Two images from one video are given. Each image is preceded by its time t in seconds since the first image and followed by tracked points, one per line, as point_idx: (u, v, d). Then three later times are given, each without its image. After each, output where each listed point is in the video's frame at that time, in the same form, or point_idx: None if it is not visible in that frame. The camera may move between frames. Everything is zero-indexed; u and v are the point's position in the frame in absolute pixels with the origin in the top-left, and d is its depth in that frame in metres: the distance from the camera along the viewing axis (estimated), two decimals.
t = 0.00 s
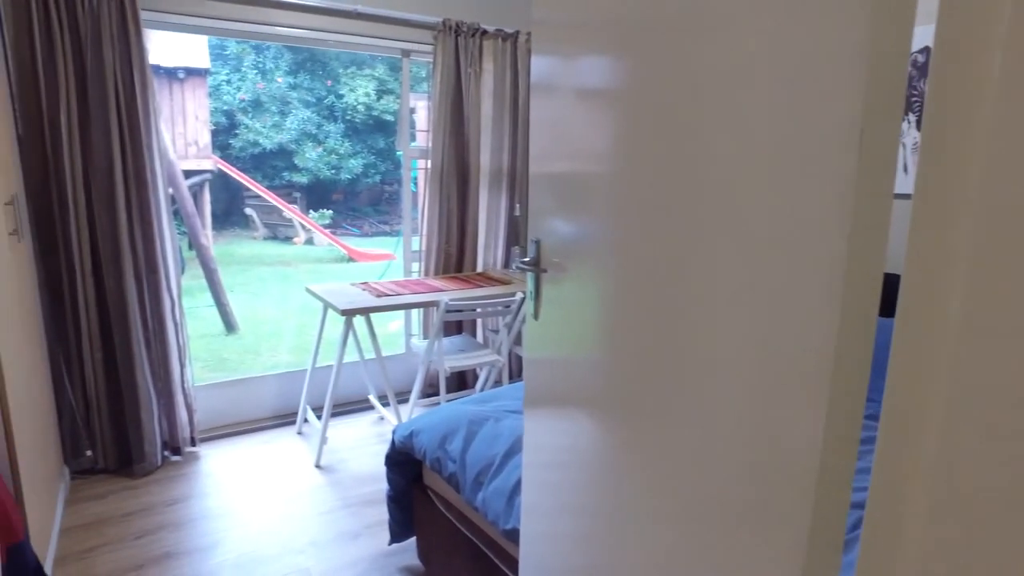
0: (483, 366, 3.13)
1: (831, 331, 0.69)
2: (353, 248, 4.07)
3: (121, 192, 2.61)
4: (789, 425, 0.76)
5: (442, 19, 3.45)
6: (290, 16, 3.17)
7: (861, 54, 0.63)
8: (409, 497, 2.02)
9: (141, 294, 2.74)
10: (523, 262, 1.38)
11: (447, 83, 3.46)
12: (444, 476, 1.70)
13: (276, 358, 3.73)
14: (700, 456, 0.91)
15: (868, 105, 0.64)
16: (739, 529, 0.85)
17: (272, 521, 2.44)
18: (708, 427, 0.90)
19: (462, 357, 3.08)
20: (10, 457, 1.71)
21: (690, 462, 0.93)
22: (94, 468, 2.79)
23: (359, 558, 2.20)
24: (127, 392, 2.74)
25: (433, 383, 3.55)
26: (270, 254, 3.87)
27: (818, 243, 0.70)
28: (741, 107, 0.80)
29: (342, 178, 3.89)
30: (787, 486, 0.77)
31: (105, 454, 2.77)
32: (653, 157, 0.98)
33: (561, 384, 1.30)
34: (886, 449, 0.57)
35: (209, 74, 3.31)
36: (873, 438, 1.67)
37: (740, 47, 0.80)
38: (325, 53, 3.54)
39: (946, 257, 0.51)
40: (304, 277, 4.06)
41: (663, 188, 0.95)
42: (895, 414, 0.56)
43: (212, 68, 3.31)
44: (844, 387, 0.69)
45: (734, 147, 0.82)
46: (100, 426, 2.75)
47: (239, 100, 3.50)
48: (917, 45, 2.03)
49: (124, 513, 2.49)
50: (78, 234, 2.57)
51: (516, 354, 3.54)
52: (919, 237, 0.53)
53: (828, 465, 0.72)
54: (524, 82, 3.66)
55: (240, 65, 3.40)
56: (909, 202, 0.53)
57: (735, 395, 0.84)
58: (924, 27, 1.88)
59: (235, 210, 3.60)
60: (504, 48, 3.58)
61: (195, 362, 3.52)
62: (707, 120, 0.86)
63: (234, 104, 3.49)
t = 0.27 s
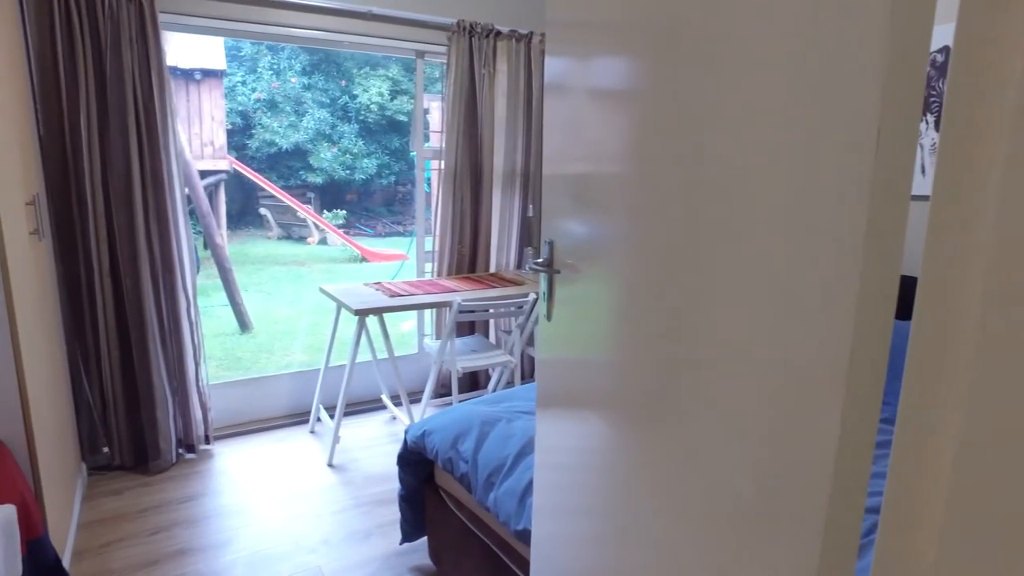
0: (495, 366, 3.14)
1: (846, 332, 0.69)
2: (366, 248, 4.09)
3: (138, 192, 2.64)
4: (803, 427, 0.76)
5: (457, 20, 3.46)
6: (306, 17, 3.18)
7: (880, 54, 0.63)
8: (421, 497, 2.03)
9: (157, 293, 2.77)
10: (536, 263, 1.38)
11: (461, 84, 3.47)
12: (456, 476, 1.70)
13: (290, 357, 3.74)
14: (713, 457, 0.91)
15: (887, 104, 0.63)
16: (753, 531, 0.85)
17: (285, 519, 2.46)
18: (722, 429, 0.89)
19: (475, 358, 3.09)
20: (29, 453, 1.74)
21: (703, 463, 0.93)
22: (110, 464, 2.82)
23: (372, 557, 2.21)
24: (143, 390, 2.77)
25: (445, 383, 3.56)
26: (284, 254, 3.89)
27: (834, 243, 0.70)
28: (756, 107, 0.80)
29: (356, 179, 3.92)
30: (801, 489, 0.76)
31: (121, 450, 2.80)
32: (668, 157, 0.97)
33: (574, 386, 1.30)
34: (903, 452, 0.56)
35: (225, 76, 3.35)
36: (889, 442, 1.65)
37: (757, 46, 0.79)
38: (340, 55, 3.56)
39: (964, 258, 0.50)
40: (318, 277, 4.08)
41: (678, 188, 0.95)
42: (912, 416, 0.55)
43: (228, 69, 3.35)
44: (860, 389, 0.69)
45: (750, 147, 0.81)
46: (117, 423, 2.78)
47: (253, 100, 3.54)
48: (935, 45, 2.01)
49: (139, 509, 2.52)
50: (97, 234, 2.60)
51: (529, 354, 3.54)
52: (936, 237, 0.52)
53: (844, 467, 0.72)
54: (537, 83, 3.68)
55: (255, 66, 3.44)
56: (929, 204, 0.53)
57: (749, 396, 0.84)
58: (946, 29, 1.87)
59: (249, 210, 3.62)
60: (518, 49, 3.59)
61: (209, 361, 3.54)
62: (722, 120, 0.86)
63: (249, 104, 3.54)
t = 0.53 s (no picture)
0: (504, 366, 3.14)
1: (855, 333, 0.69)
2: (376, 248, 4.10)
3: (150, 192, 2.66)
4: (812, 429, 0.75)
5: (467, 21, 3.47)
6: (317, 18, 3.20)
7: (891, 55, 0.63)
8: (429, 496, 2.03)
9: (168, 292, 2.79)
10: (545, 264, 1.39)
11: (471, 84, 3.47)
12: (464, 476, 1.70)
13: (299, 357, 3.73)
14: (721, 459, 0.91)
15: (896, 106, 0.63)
16: (761, 534, 0.85)
17: (294, 517, 2.47)
18: (730, 430, 0.89)
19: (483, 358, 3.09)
20: (43, 449, 1.76)
21: (711, 464, 0.93)
22: (122, 462, 2.85)
23: (380, 556, 2.21)
24: (155, 388, 2.79)
25: (454, 383, 3.57)
26: (295, 254, 3.91)
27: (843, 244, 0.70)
28: (766, 108, 0.80)
29: (366, 179, 3.94)
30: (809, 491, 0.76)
31: (133, 448, 2.83)
32: (678, 158, 0.97)
33: (583, 388, 1.30)
34: (911, 453, 0.56)
35: (236, 77, 3.37)
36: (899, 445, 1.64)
37: (767, 47, 0.79)
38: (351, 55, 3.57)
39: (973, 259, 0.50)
40: (328, 276, 4.11)
41: (687, 188, 0.95)
42: (921, 417, 0.55)
43: (240, 70, 3.37)
44: (869, 391, 0.69)
45: (759, 149, 0.81)
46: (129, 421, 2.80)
47: (264, 100, 3.57)
48: (948, 45, 2.00)
49: (150, 507, 2.54)
50: (109, 233, 2.62)
51: (537, 355, 3.54)
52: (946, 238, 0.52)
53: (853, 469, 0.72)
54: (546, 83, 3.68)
55: (266, 68, 3.47)
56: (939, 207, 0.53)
57: (758, 398, 0.84)
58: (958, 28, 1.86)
59: (260, 210, 3.64)
60: (528, 49, 3.59)
61: (220, 359, 3.58)
62: (732, 121, 0.85)
63: (259, 105, 3.56)
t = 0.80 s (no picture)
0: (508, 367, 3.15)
1: (854, 332, 0.70)
2: (381, 248, 4.13)
3: (157, 192, 2.68)
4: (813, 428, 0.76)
5: (472, 22, 3.48)
6: (324, 19, 3.22)
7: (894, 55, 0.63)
8: (434, 495, 2.04)
9: (175, 292, 2.81)
10: (549, 263, 1.40)
11: (476, 85, 3.48)
12: (468, 475, 1.71)
13: (304, 357, 3.75)
14: (723, 458, 0.92)
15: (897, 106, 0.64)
16: (761, 531, 0.85)
17: (299, 516, 2.48)
18: (732, 430, 0.89)
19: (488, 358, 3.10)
20: (52, 445, 1.78)
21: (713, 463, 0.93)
22: (129, 459, 2.87)
23: (384, 555, 2.22)
24: (161, 387, 2.81)
25: (459, 383, 3.57)
26: (301, 253, 3.95)
27: (842, 245, 0.70)
28: (768, 109, 0.80)
29: (372, 179, 3.96)
30: (809, 488, 0.77)
31: (139, 446, 2.84)
32: (683, 158, 0.98)
33: (587, 387, 1.30)
34: (907, 449, 0.56)
35: (243, 78, 3.39)
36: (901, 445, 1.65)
37: (770, 48, 0.79)
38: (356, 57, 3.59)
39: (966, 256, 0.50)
40: (333, 276, 4.13)
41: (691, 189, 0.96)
42: (917, 415, 0.56)
43: (246, 71, 3.38)
44: (869, 389, 0.70)
45: (760, 149, 0.82)
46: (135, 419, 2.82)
47: (270, 101, 3.58)
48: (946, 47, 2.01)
49: (157, 504, 2.56)
50: (117, 233, 2.64)
51: (542, 355, 3.55)
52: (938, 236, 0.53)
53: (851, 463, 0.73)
54: (551, 84, 3.70)
55: (271, 68, 3.47)
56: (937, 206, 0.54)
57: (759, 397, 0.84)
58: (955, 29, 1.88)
59: (266, 210, 3.65)
60: (533, 50, 3.60)
61: (226, 358, 3.60)
62: (733, 122, 0.86)
63: (265, 106, 3.58)
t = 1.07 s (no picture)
0: (510, 366, 3.17)
1: (841, 325, 0.73)
2: (384, 248, 4.15)
3: (163, 193, 2.71)
4: (803, 418, 0.79)
5: (475, 24, 3.50)
6: (328, 22, 3.24)
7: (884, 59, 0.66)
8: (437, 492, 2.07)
9: (180, 292, 2.84)
10: (550, 262, 1.43)
11: (479, 87, 3.51)
12: (471, 471, 1.74)
13: (308, 357, 3.77)
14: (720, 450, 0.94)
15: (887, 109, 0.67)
16: (754, 518, 0.89)
17: (303, 513, 2.51)
18: (730, 422, 0.92)
19: (490, 357, 3.12)
20: (63, 440, 1.81)
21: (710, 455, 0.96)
22: (135, 457, 2.90)
23: (387, 551, 2.25)
24: (167, 385, 2.85)
25: (461, 382, 3.59)
26: (303, 253, 3.97)
27: (829, 241, 0.74)
28: (765, 112, 0.83)
29: (375, 180, 3.99)
30: (802, 478, 0.79)
31: (146, 444, 2.88)
32: (683, 159, 1.01)
33: (588, 383, 1.33)
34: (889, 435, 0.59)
35: (247, 79, 3.42)
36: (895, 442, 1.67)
37: (766, 52, 0.82)
38: (360, 59, 3.62)
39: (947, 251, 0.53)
40: (336, 275, 4.17)
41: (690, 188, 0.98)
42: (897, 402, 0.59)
43: (250, 73, 3.42)
44: (859, 380, 0.73)
45: (753, 151, 0.85)
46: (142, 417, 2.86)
47: (273, 102, 3.66)
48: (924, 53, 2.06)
49: (163, 501, 2.59)
50: (124, 233, 2.68)
51: (543, 355, 3.58)
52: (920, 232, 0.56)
53: (843, 454, 0.76)
54: (553, 86, 3.72)
55: (273, 69, 3.53)
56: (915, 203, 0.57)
57: (755, 391, 0.87)
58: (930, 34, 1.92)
59: (270, 210, 3.70)
60: (535, 52, 3.63)
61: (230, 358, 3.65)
62: (727, 124, 0.90)
63: (268, 106, 3.65)
